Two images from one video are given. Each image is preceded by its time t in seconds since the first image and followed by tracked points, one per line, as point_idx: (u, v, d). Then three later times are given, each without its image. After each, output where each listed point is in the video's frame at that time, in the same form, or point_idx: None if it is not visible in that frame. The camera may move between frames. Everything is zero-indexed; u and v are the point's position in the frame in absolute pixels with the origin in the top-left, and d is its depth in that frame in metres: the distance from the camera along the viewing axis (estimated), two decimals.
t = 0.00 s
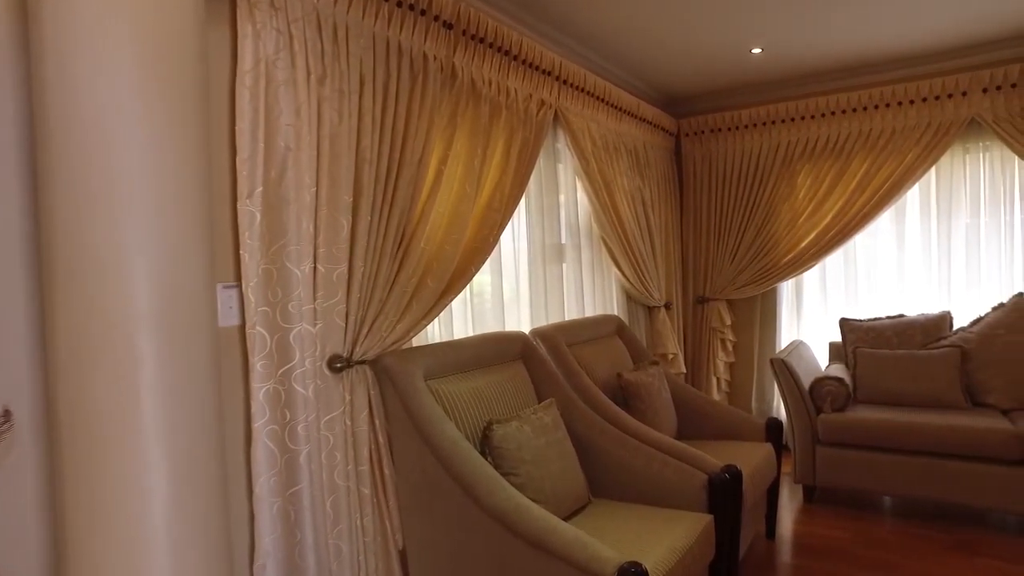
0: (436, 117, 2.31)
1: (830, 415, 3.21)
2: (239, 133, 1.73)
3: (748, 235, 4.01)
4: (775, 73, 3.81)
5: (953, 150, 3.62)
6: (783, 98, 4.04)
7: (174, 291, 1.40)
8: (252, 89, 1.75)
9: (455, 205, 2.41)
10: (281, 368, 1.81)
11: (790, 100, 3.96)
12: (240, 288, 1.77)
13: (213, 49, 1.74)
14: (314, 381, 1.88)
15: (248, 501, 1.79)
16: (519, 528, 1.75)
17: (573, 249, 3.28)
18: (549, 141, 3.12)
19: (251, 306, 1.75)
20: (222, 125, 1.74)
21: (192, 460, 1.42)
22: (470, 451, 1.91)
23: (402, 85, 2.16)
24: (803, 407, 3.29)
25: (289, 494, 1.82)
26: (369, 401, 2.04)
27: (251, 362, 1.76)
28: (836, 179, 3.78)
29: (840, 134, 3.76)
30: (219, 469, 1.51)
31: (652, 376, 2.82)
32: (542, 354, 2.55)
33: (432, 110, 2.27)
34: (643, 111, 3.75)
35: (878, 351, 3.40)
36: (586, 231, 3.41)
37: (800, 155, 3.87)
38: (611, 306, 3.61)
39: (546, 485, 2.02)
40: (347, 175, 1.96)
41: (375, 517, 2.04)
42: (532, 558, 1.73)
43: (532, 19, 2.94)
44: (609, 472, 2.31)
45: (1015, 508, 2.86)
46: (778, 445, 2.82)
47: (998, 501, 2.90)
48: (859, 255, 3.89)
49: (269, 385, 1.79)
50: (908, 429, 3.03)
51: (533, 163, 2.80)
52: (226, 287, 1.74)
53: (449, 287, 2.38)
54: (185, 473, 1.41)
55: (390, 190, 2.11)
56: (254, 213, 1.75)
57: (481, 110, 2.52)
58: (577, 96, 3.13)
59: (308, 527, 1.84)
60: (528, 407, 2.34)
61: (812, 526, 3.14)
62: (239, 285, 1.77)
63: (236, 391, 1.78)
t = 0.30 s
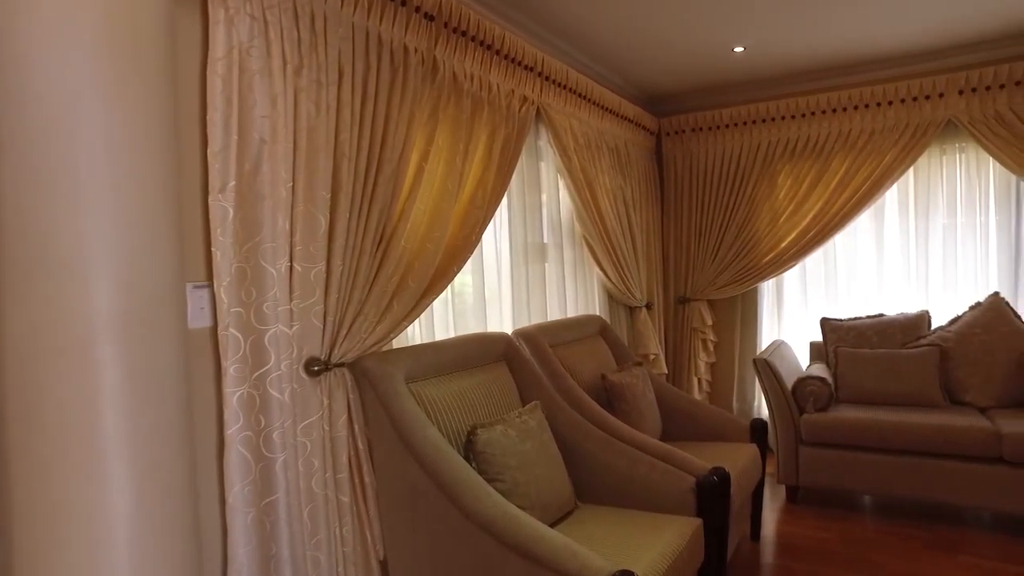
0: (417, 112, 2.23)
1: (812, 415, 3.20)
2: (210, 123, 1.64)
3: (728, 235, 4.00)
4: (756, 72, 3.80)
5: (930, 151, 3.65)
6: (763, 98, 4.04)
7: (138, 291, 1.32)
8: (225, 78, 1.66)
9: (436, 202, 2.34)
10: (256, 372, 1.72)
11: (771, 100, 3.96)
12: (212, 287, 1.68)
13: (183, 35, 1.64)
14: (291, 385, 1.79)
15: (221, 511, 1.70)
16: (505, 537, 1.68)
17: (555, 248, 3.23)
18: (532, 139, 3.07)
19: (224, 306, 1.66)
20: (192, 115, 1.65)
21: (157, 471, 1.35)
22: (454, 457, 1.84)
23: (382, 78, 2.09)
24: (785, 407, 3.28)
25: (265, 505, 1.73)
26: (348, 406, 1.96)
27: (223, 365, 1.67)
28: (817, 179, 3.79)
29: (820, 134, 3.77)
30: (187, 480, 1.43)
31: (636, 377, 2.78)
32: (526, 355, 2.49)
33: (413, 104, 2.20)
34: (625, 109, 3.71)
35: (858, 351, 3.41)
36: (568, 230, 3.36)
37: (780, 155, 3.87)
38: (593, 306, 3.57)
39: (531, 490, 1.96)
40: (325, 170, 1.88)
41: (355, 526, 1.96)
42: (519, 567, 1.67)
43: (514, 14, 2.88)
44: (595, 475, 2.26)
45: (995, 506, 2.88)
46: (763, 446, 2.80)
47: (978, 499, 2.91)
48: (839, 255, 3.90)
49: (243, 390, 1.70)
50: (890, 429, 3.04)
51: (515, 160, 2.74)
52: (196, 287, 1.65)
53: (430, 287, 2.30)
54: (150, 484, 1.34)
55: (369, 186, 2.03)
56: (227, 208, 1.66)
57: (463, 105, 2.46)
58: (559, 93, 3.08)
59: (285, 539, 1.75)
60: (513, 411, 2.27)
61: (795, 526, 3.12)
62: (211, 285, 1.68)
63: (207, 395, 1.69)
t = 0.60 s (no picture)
0: (396, 106, 2.17)
1: (795, 415, 3.20)
2: (179, 113, 1.55)
3: (709, 234, 3.99)
4: (736, 72, 3.80)
5: (908, 151, 3.68)
6: (743, 97, 4.04)
7: (96, 293, 1.27)
8: (193, 65, 1.57)
9: (416, 199, 2.27)
10: (228, 375, 1.64)
11: (751, 100, 3.96)
12: (180, 286, 1.59)
13: (150, 20, 1.55)
14: (265, 389, 1.71)
15: (190, 523, 1.61)
16: (490, 545, 1.63)
17: (537, 247, 3.18)
18: (513, 136, 3.02)
19: (194, 307, 1.57)
20: (159, 104, 1.56)
21: (118, 480, 1.30)
22: (437, 462, 1.78)
23: (360, 70, 2.02)
24: (768, 407, 3.27)
25: (238, 514, 1.65)
26: (326, 410, 1.88)
27: (193, 368, 1.58)
28: (796, 179, 3.80)
29: (800, 134, 3.78)
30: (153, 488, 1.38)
31: (620, 378, 2.74)
32: (508, 356, 2.43)
33: (392, 98, 2.13)
34: (606, 107, 3.68)
35: (840, 350, 3.41)
36: (550, 229, 3.32)
37: (761, 154, 3.87)
38: (575, 306, 3.53)
39: (515, 495, 1.91)
40: (301, 165, 1.80)
41: (333, 536, 1.89)
42: None
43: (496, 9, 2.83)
44: (580, 478, 2.21)
45: (974, 503, 2.90)
46: (747, 446, 2.78)
47: (958, 496, 2.93)
48: (819, 254, 3.91)
49: (214, 394, 1.62)
50: (872, 428, 3.04)
51: (497, 157, 2.69)
52: (163, 286, 1.56)
53: (410, 286, 2.24)
54: (108, 493, 1.28)
55: (347, 182, 1.96)
56: (197, 203, 1.57)
57: (443, 100, 2.40)
58: (541, 90, 3.04)
59: (259, 551, 1.67)
60: (495, 413, 2.22)
61: (779, 527, 3.10)
62: (179, 284, 1.60)
63: (176, 400, 1.60)
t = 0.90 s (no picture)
0: (374, 98, 2.09)
1: (778, 415, 3.18)
2: (142, 102, 1.46)
3: (691, 233, 3.97)
4: (718, 70, 3.78)
5: (888, 150, 3.69)
6: (725, 96, 4.02)
7: (41, 299, 1.21)
8: (158, 52, 1.48)
9: (395, 195, 2.20)
10: (196, 379, 1.56)
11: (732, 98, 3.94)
12: (145, 284, 1.50)
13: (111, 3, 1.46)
14: (236, 393, 1.63)
15: (156, 536, 1.52)
16: (473, 555, 1.56)
17: (518, 246, 3.12)
18: (495, 132, 2.96)
19: (159, 307, 1.48)
20: (121, 91, 1.47)
21: (67, 489, 1.24)
22: (417, 468, 1.71)
23: (336, 61, 1.94)
24: (751, 406, 3.25)
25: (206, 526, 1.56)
26: (301, 414, 1.80)
27: (159, 372, 1.49)
28: (777, 178, 3.79)
29: (781, 133, 3.77)
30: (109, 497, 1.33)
31: (603, 379, 2.70)
32: (490, 357, 2.37)
33: (370, 90, 2.06)
34: (587, 104, 3.64)
35: (822, 349, 3.41)
36: (531, 228, 3.26)
37: (742, 153, 3.86)
38: (557, 305, 3.48)
39: (499, 501, 1.85)
40: (274, 159, 1.72)
41: (308, 546, 1.81)
42: None
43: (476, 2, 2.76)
44: (565, 482, 2.16)
45: (954, 501, 2.91)
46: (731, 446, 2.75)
47: (939, 495, 2.94)
48: (800, 253, 3.91)
49: (181, 399, 1.53)
50: (854, 427, 3.03)
51: (478, 153, 2.63)
52: (125, 285, 1.47)
53: (388, 286, 2.17)
54: (57, 502, 1.23)
55: (322, 176, 1.88)
56: (162, 196, 1.48)
57: (423, 93, 2.33)
58: (522, 85, 2.98)
59: (229, 563, 1.59)
60: (478, 416, 2.15)
61: (762, 527, 3.08)
62: (144, 283, 1.50)
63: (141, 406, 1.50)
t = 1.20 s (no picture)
0: (355, 91, 2.01)
1: (765, 417, 3.15)
2: (105, 90, 1.36)
3: (676, 233, 3.94)
4: (703, 69, 3.74)
5: (872, 151, 3.68)
6: (710, 95, 3.99)
7: None
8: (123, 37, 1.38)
9: (377, 192, 2.12)
10: (165, 386, 1.47)
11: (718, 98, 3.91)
12: (110, 284, 1.39)
13: None
14: (209, 400, 1.54)
15: (121, 553, 1.42)
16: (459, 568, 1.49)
17: (502, 246, 3.05)
18: (479, 129, 2.89)
19: (125, 308, 1.38)
20: (83, 78, 1.37)
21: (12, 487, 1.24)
22: (400, 477, 1.63)
23: (315, 51, 1.86)
24: (739, 408, 3.21)
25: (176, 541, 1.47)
26: (278, 421, 1.72)
27: (125, 378, 1.39)
28: (762, 178, 3.77)
29: (766, 133, 3.75)
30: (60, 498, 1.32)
31: (591, 381, 2.64)
32: (476, 360, 2.30)
33: (351, 83, 1.98)
34: (572, 103, 3.58)
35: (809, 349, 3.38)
36: (516, 227, 3.20)
37: (728, 153, 3.83)
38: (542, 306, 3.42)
39: (485, 510, 1.78)
40: (250, 152, 1.64)
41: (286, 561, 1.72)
42: None
43: None
44: (553, 489, 2.10)
45: (941, 502, 2.90)
46: (720, 449, 2.71)
47: (926, 495, 2.92)
48: (785, 253, 3.89)
49: (150, 407, 1.43)
50: (841, 428, 3.01)
51: (462, 150, 2.55)
52: (89, 286, 1.36)
53: (371, 286, 2.08)
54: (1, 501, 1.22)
55: (301, 171, 1.79)
56: (128, 190, 1.38)
57: (406, 87, 2.25)
58: (507, 81, 2.92)
59: None
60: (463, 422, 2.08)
61: (751, 531, 3.04)
62: (109, 283, 1.40)
63: (105, 416, 1.40)
